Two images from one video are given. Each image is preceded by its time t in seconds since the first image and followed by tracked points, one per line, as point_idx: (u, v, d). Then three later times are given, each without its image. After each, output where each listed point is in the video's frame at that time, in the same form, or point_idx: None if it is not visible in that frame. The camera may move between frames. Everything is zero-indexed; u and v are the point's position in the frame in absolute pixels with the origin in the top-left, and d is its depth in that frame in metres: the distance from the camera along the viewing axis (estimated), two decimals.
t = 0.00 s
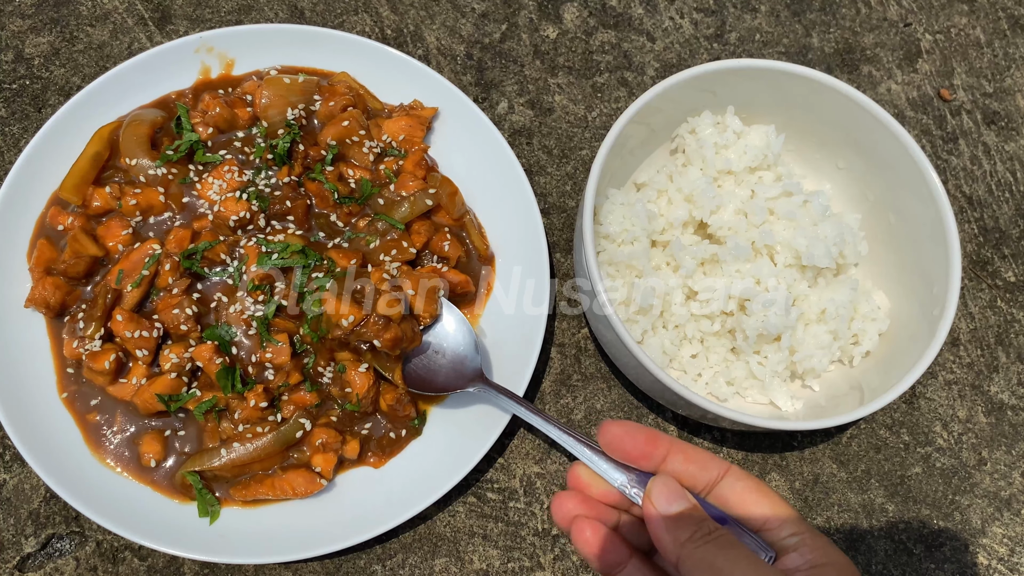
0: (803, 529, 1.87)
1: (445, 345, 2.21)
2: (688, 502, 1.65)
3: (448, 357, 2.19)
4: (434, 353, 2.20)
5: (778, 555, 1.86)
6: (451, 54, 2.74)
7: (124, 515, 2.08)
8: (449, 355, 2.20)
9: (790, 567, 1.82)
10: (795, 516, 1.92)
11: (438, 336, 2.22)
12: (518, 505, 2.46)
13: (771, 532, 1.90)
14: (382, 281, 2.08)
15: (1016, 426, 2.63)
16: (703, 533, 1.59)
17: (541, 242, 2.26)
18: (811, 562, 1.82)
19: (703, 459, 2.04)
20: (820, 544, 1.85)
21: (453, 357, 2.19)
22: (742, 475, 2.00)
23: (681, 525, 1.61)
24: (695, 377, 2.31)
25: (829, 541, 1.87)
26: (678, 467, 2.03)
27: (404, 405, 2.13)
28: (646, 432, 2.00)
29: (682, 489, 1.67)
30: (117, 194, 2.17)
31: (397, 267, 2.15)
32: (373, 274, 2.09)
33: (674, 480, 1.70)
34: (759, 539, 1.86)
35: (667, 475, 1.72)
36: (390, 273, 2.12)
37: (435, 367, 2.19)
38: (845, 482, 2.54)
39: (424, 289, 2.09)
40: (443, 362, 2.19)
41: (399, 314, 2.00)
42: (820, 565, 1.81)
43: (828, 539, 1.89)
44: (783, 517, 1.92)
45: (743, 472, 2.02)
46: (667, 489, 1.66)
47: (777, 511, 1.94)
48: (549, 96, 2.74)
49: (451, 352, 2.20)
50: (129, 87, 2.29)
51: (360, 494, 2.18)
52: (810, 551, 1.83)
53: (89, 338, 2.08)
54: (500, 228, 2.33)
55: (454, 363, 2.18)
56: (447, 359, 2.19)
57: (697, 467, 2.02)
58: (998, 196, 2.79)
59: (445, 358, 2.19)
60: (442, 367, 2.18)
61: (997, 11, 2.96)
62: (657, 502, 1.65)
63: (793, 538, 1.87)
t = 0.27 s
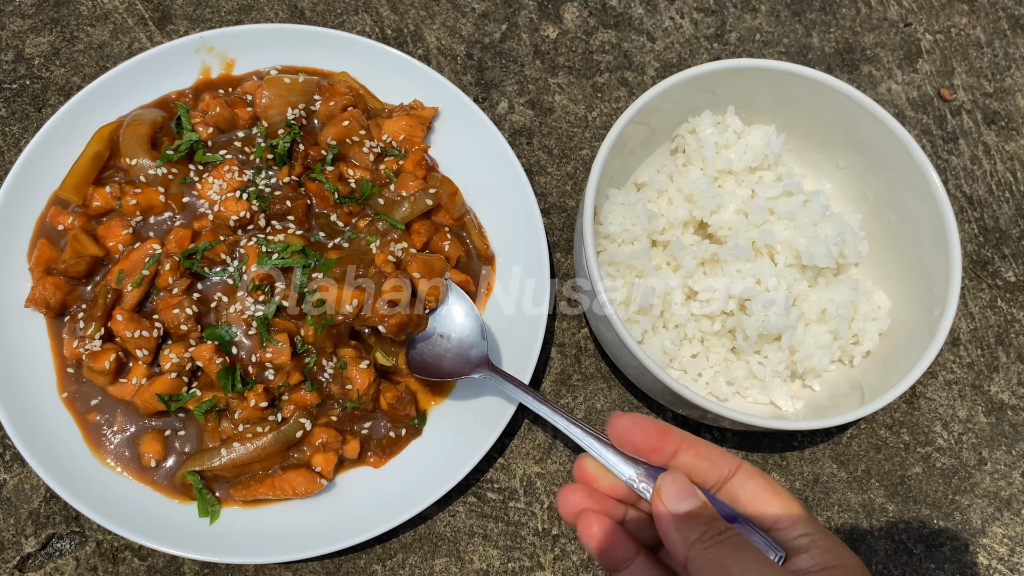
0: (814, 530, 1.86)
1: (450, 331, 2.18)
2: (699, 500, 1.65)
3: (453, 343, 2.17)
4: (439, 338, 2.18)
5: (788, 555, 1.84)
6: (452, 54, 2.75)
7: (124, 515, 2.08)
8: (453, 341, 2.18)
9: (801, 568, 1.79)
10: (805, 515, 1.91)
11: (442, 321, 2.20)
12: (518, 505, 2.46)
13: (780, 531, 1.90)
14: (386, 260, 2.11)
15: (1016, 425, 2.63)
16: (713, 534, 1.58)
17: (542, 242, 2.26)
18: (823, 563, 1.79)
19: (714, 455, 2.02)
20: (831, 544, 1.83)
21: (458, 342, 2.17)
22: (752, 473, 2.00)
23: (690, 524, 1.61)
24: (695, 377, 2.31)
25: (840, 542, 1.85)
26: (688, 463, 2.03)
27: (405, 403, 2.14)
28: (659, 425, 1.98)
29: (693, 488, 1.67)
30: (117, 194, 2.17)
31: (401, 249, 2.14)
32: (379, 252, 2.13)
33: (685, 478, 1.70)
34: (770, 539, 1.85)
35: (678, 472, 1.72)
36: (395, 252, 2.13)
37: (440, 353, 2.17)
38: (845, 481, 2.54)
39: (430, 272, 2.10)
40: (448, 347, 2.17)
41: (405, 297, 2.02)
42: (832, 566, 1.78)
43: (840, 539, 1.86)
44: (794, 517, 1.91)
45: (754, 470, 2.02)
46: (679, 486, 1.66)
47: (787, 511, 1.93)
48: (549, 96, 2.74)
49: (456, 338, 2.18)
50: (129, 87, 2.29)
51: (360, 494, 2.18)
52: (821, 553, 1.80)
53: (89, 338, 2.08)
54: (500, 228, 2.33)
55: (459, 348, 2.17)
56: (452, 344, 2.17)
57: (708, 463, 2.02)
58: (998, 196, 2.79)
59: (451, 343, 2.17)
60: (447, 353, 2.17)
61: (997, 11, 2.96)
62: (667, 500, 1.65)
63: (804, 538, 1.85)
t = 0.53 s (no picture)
0: (822, 525, 1.87)
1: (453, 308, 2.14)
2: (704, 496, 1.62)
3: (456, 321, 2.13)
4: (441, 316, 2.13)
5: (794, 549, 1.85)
6: (452, 54, 2.75)
7: (125, 515, 2.08)
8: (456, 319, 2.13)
9: (806, 564, 1.82)
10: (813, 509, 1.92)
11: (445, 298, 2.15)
12: (519, 505, 2.46)
13: (788, 525, 1.91)
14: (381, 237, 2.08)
15: (1016, 425, 2.63)
16: (716, 532, 1.58)
17: (542, 241, 2.26)
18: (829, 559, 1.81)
19: (720, 443, 2.01)
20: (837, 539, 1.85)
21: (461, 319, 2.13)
22: (761, 465, 1.99)
23: (693, 520, 1.59)
24: (696, 377, 2.31)
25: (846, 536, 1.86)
26: (695, 451, 2.02)
27: (405, 403, 2.15)
28: (666, 412, 1.97)
29: (700, 483, 1.64)
30: (118, 194, 2.17)
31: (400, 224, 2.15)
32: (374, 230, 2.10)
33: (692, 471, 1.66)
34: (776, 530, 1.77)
35: (685, 464, 1.67)
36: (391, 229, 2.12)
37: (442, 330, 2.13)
38: (845, 481, 2.54)
39: (428, 246, 2.08)
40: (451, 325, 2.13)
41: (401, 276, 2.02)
42: (839, 563, 1.80)
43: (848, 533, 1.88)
44: (802, 511, 1.91)
45: (763, 462, 2.01)
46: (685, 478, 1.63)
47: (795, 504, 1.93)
48: (549, 96, 2.74)
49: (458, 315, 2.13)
50: (129, 87, 2.29)
51: (360, 494, 2.18)
52: (828, 549, 1.83)
53: (89, 338, 2.08)
54: (501, 227, 2.33)
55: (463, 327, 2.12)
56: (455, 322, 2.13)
57: (716, 453, 2.00)
58: (998, 195, 2.79)
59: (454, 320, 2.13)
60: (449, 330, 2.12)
61: (997, 11, 2.96)
62: (672, 495, 1.62)
63: (812, 533, 1.86)
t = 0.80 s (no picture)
0: (824, 512, 1.86)
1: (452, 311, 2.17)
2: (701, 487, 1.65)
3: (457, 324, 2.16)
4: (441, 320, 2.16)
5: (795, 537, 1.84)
6: (451, 54, 2.74)
7: (124, 515, 2.08)
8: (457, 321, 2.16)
9: (806, 552, 1.80)
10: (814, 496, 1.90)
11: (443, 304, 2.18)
12: (518, 505, 2.46)
13: (789, 513, 1.89)
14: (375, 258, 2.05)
15: (1016, 426, 2.63)
16: (711, 524, 1.58)
17: (541, 242, 2.26)
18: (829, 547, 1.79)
19: (720, 433, 1.97)
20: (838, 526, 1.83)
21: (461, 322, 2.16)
22: (761, 453, 1.95)
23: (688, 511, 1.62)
24: (695, 377, 2.31)
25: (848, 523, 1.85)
26: (693, 442, 1.97)
27: (405, 403, 2.15)
28: (661, 404, 1.92)
29: (699, 474, 1.67)
30: (117, 194, 2.17)
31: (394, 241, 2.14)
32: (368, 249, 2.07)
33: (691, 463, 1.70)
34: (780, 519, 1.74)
35: (685, 457, 1.71)
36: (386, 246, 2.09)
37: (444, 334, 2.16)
38: (845, 482, 2.54)
39: (423, 260, 2.08)
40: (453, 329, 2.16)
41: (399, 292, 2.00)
42: (839, 551, 1.78)
43: (852, 520, 1.86)
44: (804, 498, 1.89)
45: (763, 450, 1.97)
46: (683, 470, 1.66)
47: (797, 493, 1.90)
48: (549, 96, 2.74)
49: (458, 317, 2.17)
50: (128, 88, 2.29)
51: (360, 494, 2.18)
52: (828, 537, 1.80)
53: (88, 338, 2.08)
54: (500, 228, 2.33)
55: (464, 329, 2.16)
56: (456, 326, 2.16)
57: (714, 442, 1.97)
58: (998, 196, 2.79)
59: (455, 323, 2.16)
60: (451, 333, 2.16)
61: (997, 11, 2.96)
62: (669, 486, 1.66)
63: (813, 520, 1.85)
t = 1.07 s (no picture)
0: (840, 504, 1.80)
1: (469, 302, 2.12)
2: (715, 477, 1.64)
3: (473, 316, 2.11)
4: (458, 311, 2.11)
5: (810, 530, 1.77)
6: (452, 54, 2.75)
7: (125, 515, 2.08)
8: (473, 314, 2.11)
9: (820, 545, 1.72)
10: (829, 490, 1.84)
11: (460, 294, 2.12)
12: (519, 505, 2.46)
13: (804, 506, 1.83)
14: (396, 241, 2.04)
15: (1016, 425, 2.63)
16: (725, 513, 1.56)
17: (542, 241, 2.26)
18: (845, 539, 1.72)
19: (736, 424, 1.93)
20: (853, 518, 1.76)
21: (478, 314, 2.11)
22: (777, 444, 1.89)
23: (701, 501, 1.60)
24: (695, 377, 2.31)
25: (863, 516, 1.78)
26: (709, 434, 1.93)
27: (406, 402, 2.15)
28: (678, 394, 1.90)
29: (714, 464, 1.66)
30: (118, 194, 2.17)
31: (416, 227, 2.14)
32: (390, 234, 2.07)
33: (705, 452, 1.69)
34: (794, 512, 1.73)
35: (699, 447, 1.70)
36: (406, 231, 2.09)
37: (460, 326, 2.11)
38: (845, 481, 2.55)
39: (441, 245, 2.03)
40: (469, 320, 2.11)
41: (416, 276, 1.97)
42: (855, 544, 1.70)
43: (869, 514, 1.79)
44: (819, 490, 1.83)
45: (778, 441, 1.91)
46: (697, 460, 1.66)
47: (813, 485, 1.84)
48: (549, 96, 2.74)
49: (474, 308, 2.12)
50: (129, 88, 2.29)
51: (361, 494, 2.17)
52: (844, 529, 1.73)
53: (89, 338, 2.08)
54: (500, 228, 2.34)
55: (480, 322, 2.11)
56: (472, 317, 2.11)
57: (731, 434, 1.91)
58: (998, 196, 2.79)
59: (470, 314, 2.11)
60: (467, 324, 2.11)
61: (997, 11, 2.96)
62: (684, 475, 1.66)
63: (828, 513, 1.79)
